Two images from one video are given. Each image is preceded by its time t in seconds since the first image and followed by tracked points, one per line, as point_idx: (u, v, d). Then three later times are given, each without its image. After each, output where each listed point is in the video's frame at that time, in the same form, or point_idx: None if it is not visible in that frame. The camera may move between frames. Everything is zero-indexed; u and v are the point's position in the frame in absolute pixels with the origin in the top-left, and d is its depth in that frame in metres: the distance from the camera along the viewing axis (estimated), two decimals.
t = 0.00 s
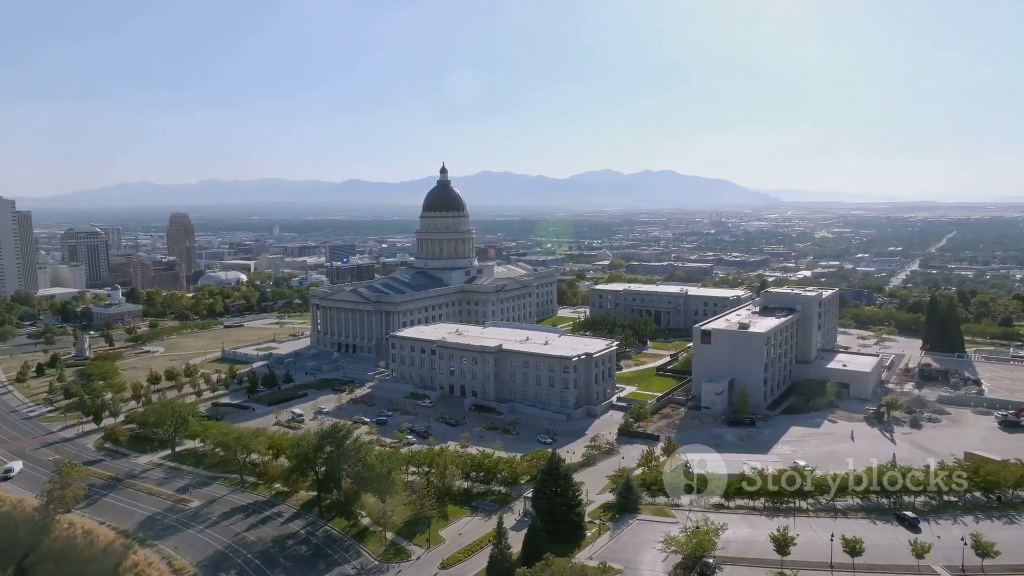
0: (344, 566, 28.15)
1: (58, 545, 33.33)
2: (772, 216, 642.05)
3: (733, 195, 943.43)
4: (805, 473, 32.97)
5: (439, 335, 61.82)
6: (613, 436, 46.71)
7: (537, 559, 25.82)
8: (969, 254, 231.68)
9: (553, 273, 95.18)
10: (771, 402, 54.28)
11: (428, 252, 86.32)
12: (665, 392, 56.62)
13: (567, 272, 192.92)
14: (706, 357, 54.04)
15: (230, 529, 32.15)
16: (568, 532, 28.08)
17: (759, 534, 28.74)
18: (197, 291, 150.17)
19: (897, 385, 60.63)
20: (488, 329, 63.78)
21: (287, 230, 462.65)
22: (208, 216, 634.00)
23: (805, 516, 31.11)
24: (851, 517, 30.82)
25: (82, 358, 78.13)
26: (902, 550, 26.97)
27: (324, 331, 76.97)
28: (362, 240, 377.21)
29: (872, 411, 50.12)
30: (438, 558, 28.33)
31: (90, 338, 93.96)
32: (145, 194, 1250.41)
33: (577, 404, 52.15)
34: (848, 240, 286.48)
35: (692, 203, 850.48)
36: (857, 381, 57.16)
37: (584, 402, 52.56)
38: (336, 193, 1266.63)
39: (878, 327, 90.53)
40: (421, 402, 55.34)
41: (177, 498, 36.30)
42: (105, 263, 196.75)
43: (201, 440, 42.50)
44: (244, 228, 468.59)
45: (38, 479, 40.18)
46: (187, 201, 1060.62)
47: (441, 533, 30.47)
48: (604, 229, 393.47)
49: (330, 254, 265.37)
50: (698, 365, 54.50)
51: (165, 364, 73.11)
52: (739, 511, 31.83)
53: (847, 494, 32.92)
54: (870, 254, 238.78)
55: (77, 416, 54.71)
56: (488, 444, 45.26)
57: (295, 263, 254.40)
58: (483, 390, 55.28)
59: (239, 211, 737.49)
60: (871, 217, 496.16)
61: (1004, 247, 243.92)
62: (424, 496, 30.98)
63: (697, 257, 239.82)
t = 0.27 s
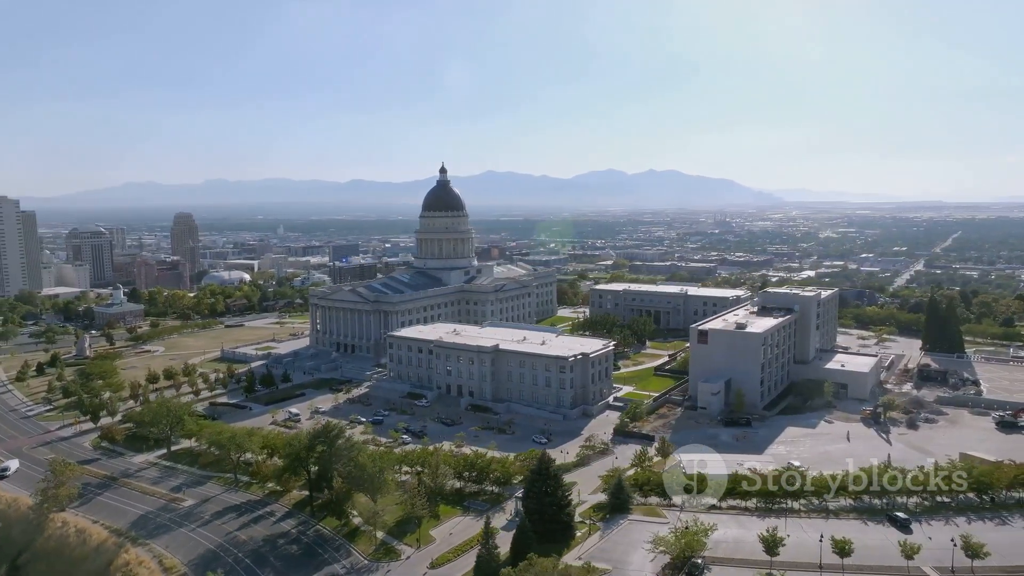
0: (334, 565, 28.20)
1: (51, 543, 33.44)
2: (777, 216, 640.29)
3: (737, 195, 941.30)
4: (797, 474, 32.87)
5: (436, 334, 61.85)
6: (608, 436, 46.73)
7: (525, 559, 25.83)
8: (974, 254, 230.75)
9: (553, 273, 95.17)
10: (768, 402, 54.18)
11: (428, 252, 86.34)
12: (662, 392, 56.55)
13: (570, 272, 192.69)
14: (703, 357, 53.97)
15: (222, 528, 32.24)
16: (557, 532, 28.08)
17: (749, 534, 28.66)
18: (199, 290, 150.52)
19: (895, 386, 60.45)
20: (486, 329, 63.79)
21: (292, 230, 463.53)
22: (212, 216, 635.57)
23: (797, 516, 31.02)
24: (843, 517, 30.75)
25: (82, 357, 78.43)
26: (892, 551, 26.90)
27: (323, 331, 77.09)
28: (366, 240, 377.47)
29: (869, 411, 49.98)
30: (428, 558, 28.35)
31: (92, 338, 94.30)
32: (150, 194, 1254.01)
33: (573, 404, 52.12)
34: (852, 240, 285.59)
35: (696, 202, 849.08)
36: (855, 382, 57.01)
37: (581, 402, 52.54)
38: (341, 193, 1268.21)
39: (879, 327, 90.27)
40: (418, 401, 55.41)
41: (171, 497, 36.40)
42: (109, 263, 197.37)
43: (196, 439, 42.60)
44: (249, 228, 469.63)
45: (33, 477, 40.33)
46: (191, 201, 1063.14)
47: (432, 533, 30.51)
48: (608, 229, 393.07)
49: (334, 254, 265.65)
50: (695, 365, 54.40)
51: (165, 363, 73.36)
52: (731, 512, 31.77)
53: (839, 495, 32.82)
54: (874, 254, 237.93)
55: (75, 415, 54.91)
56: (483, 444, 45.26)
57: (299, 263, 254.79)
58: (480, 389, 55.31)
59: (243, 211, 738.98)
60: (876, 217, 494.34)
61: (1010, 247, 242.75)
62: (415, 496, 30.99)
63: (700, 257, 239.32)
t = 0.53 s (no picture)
0: (324, 565, 28.27)
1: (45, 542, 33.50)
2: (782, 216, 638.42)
3: (742, 195, 939.07)
4: (790, 474, 32.77)
5: (434, 334, 61.88)
6: (603, 436, 46.70)
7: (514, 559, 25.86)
8: (980, 254, 229.67)
9: (552, 274, 95.16)
10: (765, 403, 54.06)
11: (427, 252, 86.35)
12: (659, 392, 56.49)
13: (572, 272, 192.44)
14: (699, 357, 53.89)
15: (214, 527, 32.33)
16: (546, 533, 28.06)
17: (740, 535, 28.60)
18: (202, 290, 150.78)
19: (894, 386, 60.24)
20: (483, 329, 63.81)
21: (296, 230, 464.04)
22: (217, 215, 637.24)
23: (788, 517, 30.94)
24: (834, 518, 30.65)
25: (82, 356, 78.70)
26: (882, 552, 26.83)
27: (321, 330, 77.19)
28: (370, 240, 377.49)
29: (865, 412, 49.86)
30: (418, 557, 28.38)
31: (93, 337, 94.63)
32: (155, 194, 1257.57)
33: (569, 404, 52.11)
34: (857, 240, 284.60)
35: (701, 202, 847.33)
36: (853, 382, 56.85)
37: (577, 402, 52.52)
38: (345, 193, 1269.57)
39: (879, 327, 89.99)
40: (415, 401, 55.48)
41: (164, 496, 36.50)
42: (113, 262, 197.86)
43: (192, 438, 42.70)
44: (253, 228, 470.45)
45: (29, 476, 40.48)
46: (196, 201, 1065.48)
47: (423, 532, 30.54)
48: (612, 229, 392.47)
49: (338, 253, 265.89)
50: (692, 365, 54.33)
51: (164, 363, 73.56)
52: (723, 512, 31.70)
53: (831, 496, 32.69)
54: (878, 254, 237.02)
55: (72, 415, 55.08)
56: (478, 444, 45.24)
57: (303, 263, 255.01)
58: (477, 389, 55.32)
59: (248, 211, 740.29)
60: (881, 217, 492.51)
61: (1016, 248, 241.59)
62: (406, 496, 31.03)
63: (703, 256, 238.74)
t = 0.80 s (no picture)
0: (314, 564, 28.32)
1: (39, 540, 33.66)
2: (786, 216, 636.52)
3: (747, 195, 936.80)
4: (782, 475, 32.67)
5: (431, 334, 61.92)
6: (599, 436, 46.69)
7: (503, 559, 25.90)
8: (985, 254, 228.53)
9: (552, 274, 95.18)
10: (762, 403, 53.97)
11: (427, 251, 86.39)
12: (656, 392, 56.43)
13: (575, 272, 192.22)
14: (696, 357, 53.83)
15: (206, 526, 32.43)
16: (535, 534, 28.06)
17: (730, 535, 28.55)
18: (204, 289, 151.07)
19: (892, 387, 60.03)
20: (481, 328, 63.83)
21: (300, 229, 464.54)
22: (222, 215, 638.74)
23: (779, 518, 30.85)
24: (826, 519, 30.56)
25: (83, 356, 79.00)
26: (873, 553, 26.72)
27: (321, 330, 77.32)
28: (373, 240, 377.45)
29: (862, 412, 49.73)
30: (408, 557, 28.42)
31: (95, 337, 94.98)
32: (160, 194, 1260.80)
33: (566, 404, 52.10)
34: (862, 240, 283.54)
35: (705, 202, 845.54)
36: (851, 382, 56.70)
37: (573, 402, 52.52)
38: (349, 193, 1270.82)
39: (880, 327, 89.69)
40: (412, 401, 55.55)
41: (159, 495, 36.60)
42: (117, 262, 198.35)
43: (187, 437, 42.83)
44: (257, 228, 471.17)
45: (24, 475, 40.64)
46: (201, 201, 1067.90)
47: (413, 532, 30.60)
48: (616, 229, 391.83)
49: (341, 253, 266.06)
50: (689, 364, 54.27)
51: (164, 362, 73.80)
52: (715, 512, 31.64)
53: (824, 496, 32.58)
54: (883, 254, 236.08)
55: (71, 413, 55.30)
56: (472, 444, 45.25)
57: (306, 263, 255.19)
58: (474, 389, 55.35)
59: (252, 211, 741.58)
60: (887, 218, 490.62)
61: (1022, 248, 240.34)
62: (397, 495, 31.06)
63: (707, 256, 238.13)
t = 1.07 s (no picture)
0: (304, 564, 28.37)
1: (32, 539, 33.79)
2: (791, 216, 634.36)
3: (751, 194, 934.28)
4: (775, 475, 32.58)
5: (429, 334, 61.96)
6: (594, 436, 46.67)
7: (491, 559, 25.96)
8: (991, 254, 227.36)
9: (552, 274, 95.15)
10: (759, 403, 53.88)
11: (427, 251, 86.42)
12: (653, 392, 56.36)
13: (578, 271, 191.97)
14: (693, 357, 53.76)
15: (199, 525, 32.51)
16: (526, 534, 28.08)
17: (720, 536, 28.50)
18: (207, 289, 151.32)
19: (891, 387, 59.82)
20: (479, 328, 63.86)
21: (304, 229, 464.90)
22: (227, 215, 639.98)
23: (771, 518, 30.76)
24: (817, 519, 30.49)
25: (83, 355, 79.23)
26: (864, 555, 26.63)
27: (320, 329, 77.42)
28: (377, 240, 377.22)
29: (859, 412, 49.59)
30: (397, 556, 28.46)
31: (96, 336, 95.25)
32: (165, 194, 1263.98)
33: (562, 404, 52.08)
34: (867, 240, 282.37)
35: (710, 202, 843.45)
36: (848, 383, 56.55)
37: (570, 402, 52.51)
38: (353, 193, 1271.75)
39: (881, 327, 89.35)
40: (408, 401, 55.60)
41: (153, 494, 36.72)
42: (120, 262, 198.93)
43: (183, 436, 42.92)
44: (261, 228, 471.70)
45: (20, 474, 40.81)
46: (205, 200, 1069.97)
47: (404, 532, 30.64)
48: (620, 228, 391.07)
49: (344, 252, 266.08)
50: (685, 365, 54.21)
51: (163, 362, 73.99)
52: (706, 513, 31.58)
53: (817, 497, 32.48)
54: (888, 254, 235.13)
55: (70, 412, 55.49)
56: (467, 443, 45.27)
57: (309, 262, 255.30)
58: (471, 389, 55.36)
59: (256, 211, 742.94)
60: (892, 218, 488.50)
61: None
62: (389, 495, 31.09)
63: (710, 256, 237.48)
